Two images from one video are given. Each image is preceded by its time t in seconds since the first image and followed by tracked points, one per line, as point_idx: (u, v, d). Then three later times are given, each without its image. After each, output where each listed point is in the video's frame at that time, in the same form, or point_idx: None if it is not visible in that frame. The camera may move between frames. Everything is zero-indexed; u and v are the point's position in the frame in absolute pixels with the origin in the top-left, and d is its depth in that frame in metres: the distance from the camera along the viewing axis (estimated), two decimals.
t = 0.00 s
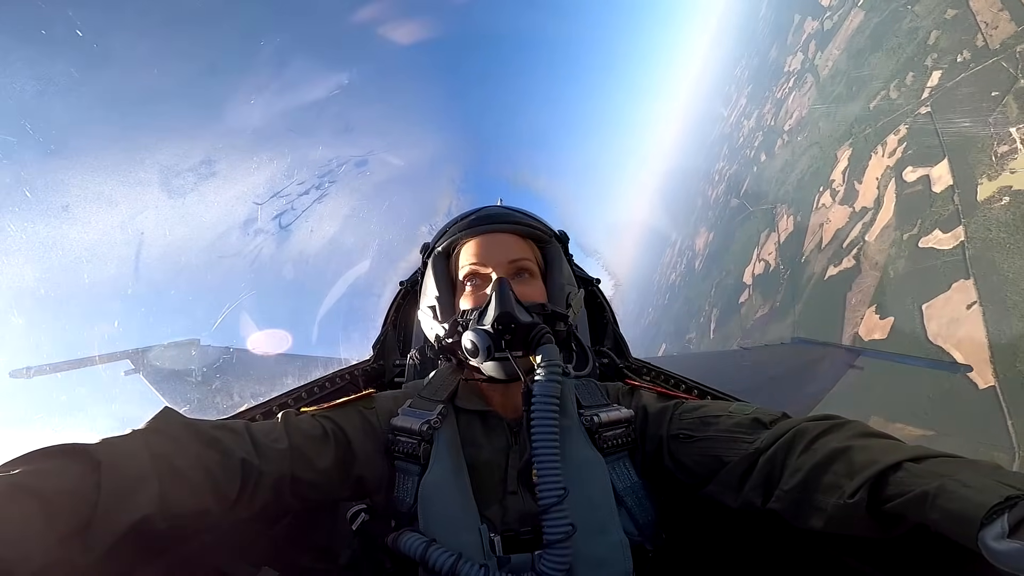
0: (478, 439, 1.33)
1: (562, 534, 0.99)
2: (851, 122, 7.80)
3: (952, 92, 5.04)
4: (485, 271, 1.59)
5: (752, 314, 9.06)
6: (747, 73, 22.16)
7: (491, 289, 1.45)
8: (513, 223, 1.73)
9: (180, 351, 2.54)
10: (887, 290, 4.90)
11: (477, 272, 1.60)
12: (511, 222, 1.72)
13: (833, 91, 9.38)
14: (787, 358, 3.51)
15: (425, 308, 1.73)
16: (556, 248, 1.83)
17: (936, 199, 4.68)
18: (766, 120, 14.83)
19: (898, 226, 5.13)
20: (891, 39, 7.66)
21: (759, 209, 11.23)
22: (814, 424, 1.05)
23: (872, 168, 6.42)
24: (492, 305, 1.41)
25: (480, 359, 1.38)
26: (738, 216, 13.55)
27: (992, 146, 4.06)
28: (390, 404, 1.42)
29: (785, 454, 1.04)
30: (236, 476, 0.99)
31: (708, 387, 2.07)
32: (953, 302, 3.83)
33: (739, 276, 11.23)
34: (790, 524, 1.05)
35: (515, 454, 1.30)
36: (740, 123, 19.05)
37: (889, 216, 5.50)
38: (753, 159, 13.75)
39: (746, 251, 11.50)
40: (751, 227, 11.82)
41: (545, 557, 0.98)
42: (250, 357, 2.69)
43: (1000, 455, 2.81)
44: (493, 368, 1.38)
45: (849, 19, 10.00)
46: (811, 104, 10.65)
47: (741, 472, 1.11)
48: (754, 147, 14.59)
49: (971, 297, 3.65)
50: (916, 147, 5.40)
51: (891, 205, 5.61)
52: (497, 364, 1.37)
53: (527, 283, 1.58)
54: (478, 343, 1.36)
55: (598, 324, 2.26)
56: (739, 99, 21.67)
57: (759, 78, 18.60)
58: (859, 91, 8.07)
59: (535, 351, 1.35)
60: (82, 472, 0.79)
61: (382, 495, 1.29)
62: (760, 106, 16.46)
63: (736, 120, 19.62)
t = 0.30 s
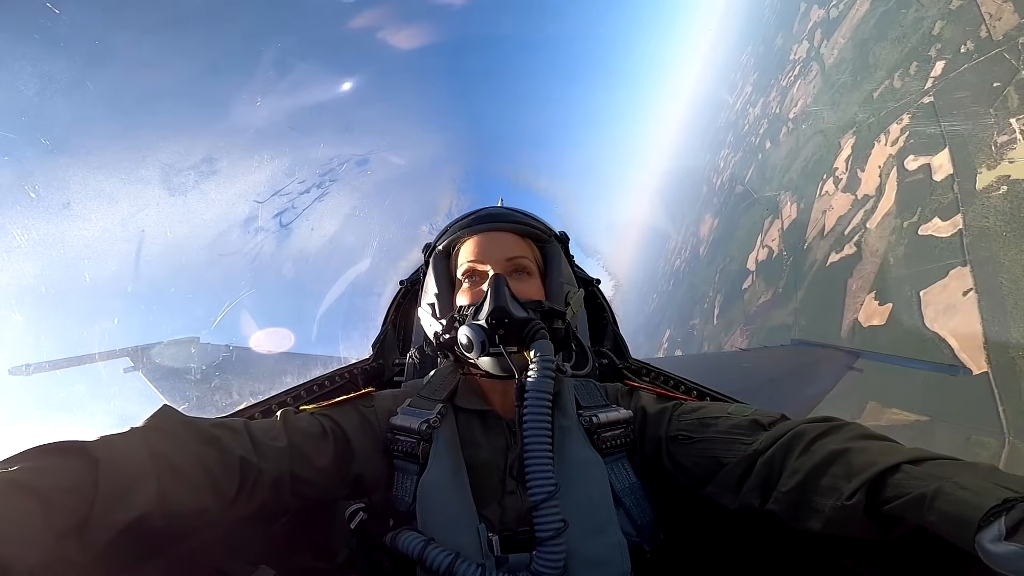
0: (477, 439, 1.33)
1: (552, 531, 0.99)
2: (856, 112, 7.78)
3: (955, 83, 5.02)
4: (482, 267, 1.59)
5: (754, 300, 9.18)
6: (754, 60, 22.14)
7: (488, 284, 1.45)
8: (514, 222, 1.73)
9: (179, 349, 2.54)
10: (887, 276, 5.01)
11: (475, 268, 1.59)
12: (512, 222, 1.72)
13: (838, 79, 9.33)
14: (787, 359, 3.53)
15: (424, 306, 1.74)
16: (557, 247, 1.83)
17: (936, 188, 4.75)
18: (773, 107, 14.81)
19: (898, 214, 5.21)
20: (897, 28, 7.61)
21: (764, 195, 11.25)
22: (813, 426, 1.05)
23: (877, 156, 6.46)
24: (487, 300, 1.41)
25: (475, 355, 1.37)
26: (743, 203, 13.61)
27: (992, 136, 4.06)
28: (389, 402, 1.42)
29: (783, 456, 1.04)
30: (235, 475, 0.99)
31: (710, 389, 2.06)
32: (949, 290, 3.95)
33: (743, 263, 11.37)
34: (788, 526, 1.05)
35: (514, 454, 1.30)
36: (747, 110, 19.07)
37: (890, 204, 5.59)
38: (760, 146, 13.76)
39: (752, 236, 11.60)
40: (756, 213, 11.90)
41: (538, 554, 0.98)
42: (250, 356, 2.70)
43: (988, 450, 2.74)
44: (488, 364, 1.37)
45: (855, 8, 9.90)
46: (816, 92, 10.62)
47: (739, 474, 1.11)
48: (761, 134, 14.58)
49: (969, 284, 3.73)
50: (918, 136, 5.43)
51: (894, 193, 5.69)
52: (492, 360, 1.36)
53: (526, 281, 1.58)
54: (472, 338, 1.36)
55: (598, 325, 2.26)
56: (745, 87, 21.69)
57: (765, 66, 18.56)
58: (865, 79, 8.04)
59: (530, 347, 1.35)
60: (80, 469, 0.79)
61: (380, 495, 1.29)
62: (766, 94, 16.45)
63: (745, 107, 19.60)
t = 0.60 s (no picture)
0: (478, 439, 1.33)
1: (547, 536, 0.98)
2: (860, 101, 7.76)
3: (958, 72, 5.01)
4: (479, 268, 1.59)
5: (757, 285, 9.21)
6: (759, 47, 22.07)
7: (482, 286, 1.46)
8: (513, 223, 1.72)
9: (179, 348, 2.54)
10: (887, 262, 5.06)
11: (471, 269, 1.60)
12: (511, 223, 1.72)
13: (843, 68, 9.29)
14: (787, 359, 3.53)
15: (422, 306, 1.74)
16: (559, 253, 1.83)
17: (936, 177, 4.76)
18: (778, 94, 14.77)
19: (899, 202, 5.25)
20: (902, 17, 7.58)
21: (768, 181, 11.24)
22: (813, 427, 1.05)
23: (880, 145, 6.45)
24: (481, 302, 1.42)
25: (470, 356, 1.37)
26: (747, 189, 13.60)
27: (993, 126, 4.06)
28: (389, 402, 1.42)
29: (782, 456, 1.04)
30: (235, 474, 0.99)
31: (710, 389, 2.06)
32: (947, 276, 3.96)
33: (747, 250, 11.41)
34: (787, 526, 1.05)
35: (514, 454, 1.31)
36: (752, 98, 19.04)
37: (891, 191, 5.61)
38: (765, 134, 13.73)
39: (756, 222, 11.61)
40: (760, 201, 11.90)
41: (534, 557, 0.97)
42: (249, 356, 2.70)
43: (978, 436, 2.77)
44: (481, 366, 1.38)
45: None
46: (821, 80, 10.58)
47: (738, 474, 1.11)
48: (766, 121, 14.54)
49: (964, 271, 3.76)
50: (920, 126, 5.43)
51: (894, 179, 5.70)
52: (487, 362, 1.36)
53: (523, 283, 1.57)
54: (465, 339, 1.36)
55: (598, 325, 2.26)
56: (751, 74, 21.62)
57: (771, 54, 18.49)
58: (871, 67, 8.01)
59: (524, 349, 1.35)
60: (80, 468, 0.79)
61: (379, 494, 1.29)
62: (772, 82, 16.39)
63: (749, 95, 19.55)
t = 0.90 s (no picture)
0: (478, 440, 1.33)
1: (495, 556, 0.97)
2: (864, 90, 7.75)
3: (961, 63, 4.99)
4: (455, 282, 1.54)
5: (760, 272, 9.25)
6: (765, 34, 21.99)
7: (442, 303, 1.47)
8: (496, 226, 1.59)
9: (178, 349, 2.53)
10: (886, 249, 5.09)
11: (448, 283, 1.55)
12: (494, 226, 1.59)
13: (849, 57, 9.26)
14: (786, 359, 3.54)
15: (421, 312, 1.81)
16: (565, 248, 1.77)
17: (935, 166, 4.77)
18: (783, 83, 14.72)
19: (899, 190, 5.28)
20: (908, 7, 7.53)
21: (772, 169, 11.22)
22: (813, 426, 1.05)
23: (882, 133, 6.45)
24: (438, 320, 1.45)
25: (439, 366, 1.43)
26: (751, 176, 13.59)
27: (993, 117, 4.06)
28: (389, 403, 1.42)
29: (783, 455, 1.04)
30: (235, 475, 0.99)
31: (710, 389, 2.06)
32: (944, 264, 4.01)
33: (751, 236, 11.44)
34: (787, 526, 1.05)
35: (514, 454, 1.31)
36: (757, 86, 18.99)
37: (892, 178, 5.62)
38: (769, 121, 13.71)
39: (759, 210, 11.61)
40: (764, 188, 11.91)
41: None
42: (249, 356, 2.70)
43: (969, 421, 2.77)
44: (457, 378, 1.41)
45: None
46: (826, 68, 10.54)
47: (738, 473, 1.11)
48: (771, 108, 14.49)
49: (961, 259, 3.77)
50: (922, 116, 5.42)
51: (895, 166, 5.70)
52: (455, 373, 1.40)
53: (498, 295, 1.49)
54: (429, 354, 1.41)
55: (598, 325, 2.26)
56: (757, 61, 21.53)
57: (777, 41, 18.42)
58: (875, 56, 7.99)
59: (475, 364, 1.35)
60: (80, 468, 0.79)
61: (380, 495, 1.29)
62: (777, 70, 16.32)
63: (755, 82, 19.47)
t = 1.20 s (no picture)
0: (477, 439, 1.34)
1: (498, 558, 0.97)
2: (869, 81, 7.71)
3: (966, 55, 4.95)
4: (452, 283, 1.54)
5: (763, 258, 9.29)
6: (771, 23, 21.88)
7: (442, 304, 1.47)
8: (490, 226, 1.60)
9: (178, 348, 2.53)
10: (884, 238, 5.11)
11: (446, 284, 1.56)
12: (488, 226, 1.60)
13: (855, 47, 9.19)
14: (785, 359, 3.54)
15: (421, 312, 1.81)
16: (563, 246, 1.77)
17: (936, 156, 4.76)
18: (788, 73, 14.66)
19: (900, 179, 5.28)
20: None
21: (775, 159, 11.17)
22: (814, 426, 1.05)
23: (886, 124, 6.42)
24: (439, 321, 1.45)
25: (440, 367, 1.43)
26: (754, 165, 13.55)
27: (993, 108, 4.04)
28: (389, 401, 1.42)
29: (783, 455, 1.04)
30: (235, 474, 0.99)
31: (710, 389, 2.06)
32: (942, 251, 3.98)
33: (754, 224, 11.45)
34: (787, 526, 1.05)
35: (514, 453, 1.31)
36: (762, 75, 18.91)
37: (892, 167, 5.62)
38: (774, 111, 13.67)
39: (763, 201, 11.60)
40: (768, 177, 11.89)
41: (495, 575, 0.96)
42: (249, 356, 2.70)
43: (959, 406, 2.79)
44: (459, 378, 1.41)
45: None
46: (832, 58, 10.49)
47: (738, 473, 1.11)
48: (777, 98, 14.43)
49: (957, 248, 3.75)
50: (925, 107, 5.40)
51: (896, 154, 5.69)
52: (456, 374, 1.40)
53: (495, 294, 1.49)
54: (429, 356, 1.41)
55: (598, 325, 2.25)
56: (763, 49, 21.42)
57: (784, 30, 18.33)
58: (881, 46, 7.94)
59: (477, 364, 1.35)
60: (80, 467, 0.79)
61: (380, 494, 1.29)
62: (783, 59, 16.24)
63: (760, 71, 19.39)
